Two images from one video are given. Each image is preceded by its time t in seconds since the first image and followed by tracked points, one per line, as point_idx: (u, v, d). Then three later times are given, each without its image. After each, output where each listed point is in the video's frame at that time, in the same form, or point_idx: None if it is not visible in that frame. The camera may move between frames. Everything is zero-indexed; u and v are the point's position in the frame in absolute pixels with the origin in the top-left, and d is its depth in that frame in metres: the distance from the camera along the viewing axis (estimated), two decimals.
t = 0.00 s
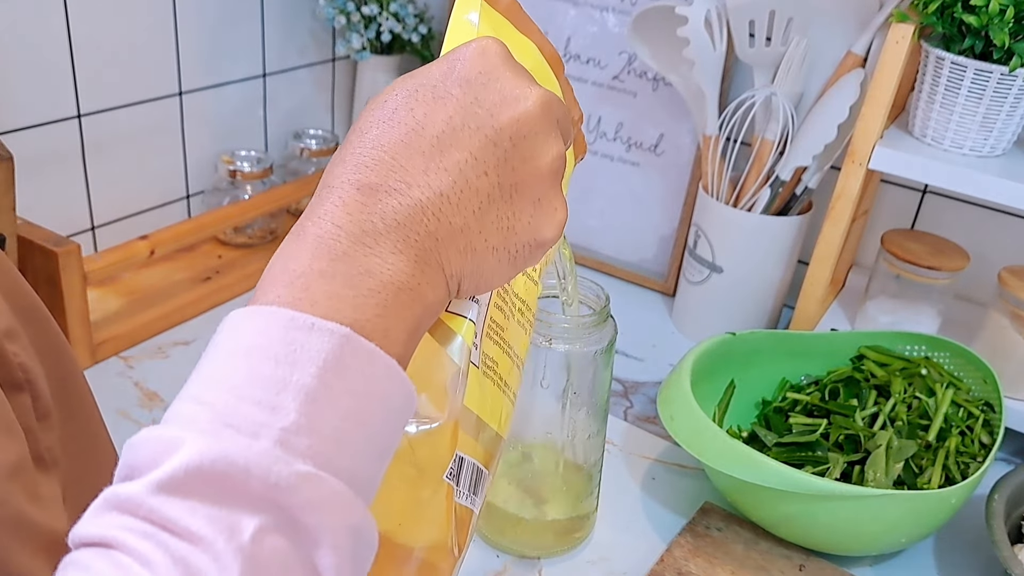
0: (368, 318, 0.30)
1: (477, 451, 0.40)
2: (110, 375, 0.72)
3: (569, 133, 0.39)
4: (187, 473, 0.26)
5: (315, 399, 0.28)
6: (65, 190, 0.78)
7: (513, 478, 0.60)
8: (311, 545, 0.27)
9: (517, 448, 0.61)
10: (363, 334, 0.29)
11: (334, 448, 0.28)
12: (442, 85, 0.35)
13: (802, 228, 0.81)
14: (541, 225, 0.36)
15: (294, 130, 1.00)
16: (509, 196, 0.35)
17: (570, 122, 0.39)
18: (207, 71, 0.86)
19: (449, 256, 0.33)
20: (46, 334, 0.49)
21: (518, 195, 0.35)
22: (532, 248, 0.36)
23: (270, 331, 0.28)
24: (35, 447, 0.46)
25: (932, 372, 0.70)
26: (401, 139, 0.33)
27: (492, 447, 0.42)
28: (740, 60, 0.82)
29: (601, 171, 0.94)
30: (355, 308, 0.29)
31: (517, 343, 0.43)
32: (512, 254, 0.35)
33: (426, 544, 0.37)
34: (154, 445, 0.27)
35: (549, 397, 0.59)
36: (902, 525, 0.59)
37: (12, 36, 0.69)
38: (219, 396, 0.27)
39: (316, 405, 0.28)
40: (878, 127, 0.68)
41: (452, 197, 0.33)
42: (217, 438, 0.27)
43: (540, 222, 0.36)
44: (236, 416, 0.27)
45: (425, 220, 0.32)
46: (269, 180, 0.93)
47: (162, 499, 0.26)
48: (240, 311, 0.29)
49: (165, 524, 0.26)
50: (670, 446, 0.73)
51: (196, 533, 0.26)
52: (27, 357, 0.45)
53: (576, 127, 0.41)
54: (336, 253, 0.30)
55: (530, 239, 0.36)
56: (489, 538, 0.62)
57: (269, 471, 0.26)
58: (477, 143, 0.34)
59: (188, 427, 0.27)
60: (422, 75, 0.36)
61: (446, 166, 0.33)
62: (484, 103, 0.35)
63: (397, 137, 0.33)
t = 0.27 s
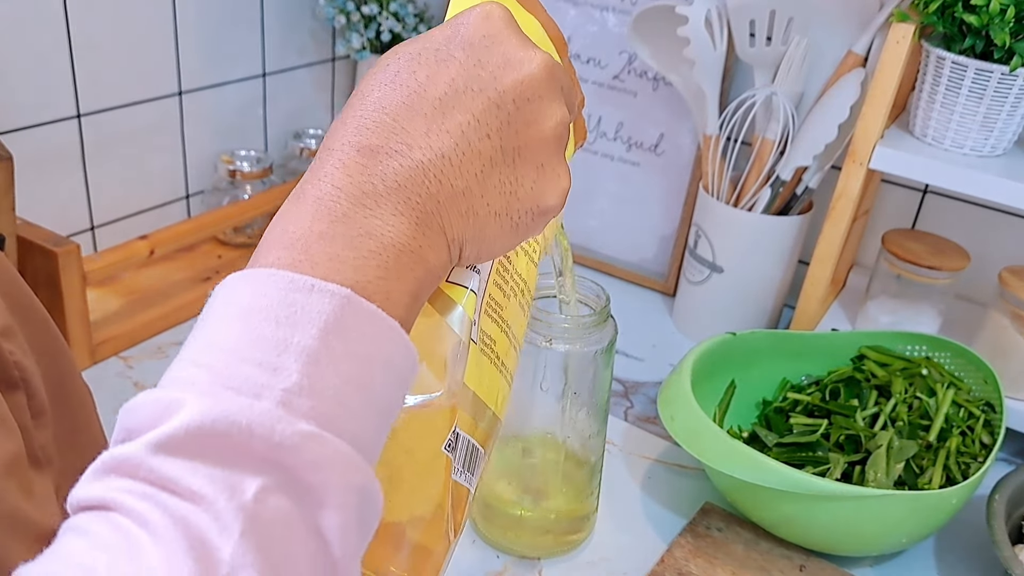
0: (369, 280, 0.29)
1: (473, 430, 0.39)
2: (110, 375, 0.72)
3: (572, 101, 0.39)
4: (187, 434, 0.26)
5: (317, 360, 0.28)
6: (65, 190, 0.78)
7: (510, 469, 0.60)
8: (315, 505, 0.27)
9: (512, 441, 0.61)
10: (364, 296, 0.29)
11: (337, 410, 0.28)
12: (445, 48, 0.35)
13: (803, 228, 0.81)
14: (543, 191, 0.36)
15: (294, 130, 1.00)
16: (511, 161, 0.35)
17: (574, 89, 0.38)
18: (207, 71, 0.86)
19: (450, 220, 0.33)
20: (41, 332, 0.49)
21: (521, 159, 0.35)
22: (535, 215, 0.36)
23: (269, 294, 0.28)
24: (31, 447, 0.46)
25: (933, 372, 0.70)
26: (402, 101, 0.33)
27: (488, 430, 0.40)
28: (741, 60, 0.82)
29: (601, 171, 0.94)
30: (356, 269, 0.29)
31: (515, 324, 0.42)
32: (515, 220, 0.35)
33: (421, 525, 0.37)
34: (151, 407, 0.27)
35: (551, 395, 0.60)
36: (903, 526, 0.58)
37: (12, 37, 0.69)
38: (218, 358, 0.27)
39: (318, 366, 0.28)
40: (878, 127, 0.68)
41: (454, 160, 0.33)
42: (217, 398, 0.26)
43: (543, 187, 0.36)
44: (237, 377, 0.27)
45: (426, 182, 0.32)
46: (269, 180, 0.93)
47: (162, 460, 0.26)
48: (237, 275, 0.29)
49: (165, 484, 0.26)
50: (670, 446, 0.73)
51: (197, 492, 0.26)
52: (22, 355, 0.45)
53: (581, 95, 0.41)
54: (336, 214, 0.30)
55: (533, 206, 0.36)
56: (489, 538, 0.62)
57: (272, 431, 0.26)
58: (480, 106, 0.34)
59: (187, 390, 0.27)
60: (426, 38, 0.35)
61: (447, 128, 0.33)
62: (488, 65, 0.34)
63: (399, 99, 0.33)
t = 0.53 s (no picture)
0: (366, 253, 0.30)
1: (466, 412, 0.40)
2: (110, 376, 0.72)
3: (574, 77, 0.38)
4: (184, 405, 0.26)
5: (314, 333, 0.28)
6: (65, 190, 0.78)
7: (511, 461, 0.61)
8: (314, 478, 0.27)
9: (512, 438, 0.62)
10: (361, 268, 0.29)
11: (336, 383, 0.28)
12: (445, 21, 0.35)
13: (803, 228, 0.81)
14: (543, 167, 0.36)
15: (294, 130, 1.00)
16: (510, 135, 0.34)
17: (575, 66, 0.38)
18: (208, 71, 0.86)
19: (447, 193, 0.33)
20: (40, 330, 0.49)
21: (521, 133, 0.35)
22: (534, 191, 0.36)
23: (265, 267, 0.28)
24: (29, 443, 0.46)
25: (934, 372, 0.70)
26: (400, 73, 0.33)
27: (484, 414, 0.42)
28: (741, 60, 0.82)
29: (601, 171, 0.94)
30: (352, 241, 0.29)
31: (513, 313, 0.44)
32: (513, 196, 0.35)
33: (413, 512, 0.37)
34: (145, 380, 0.27)
35: (552, 394, 0.60)
36: (903, 525, 0.58)
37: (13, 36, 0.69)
38: (214, 331, 0.27)
39: (315, 339, 0.27)
40: (878, 127, 0.68)
41: (452, 133, 0.33)
42: (215, 370, 0.26)
43: (543, 162, 0.36)
44: (234, 349, 0.27)
45: (422, 154, 0.32)
46: (269, 180, 0.93)
47: (157, 432, 0.26)
48: (233, 250, 0.29)
49: (161, 457, 0.26)
50: (671, 446, 0.73)
51: (192, 464, 0.26)
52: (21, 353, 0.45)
53: (583, 70, 0.40)
54: (333, 186, 0.30)
55: (532, 181, 0.35)
56: (490, 538, 0.61)
57: (270, 403, 0.26)
58: (479, 78, 0.34)
59: (183, 363, 0.27)
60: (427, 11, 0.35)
61: (445, 101, 0.33)
62: (488, 38, 0.34)
63: (397, 71, 0.33)
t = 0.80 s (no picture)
0: (348, 236, 0.30)
1: (453, 405, 0.40)
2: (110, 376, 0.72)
3: (564, 67, 0.39)
4: (155, 388, 0.26)
5: (292, 316, 0.27)
6: (66, 190, 0.78)
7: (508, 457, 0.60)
8: (290, 462, 0.27)
9: (511, 434, 0.61)
10: (342, 252, 0.29)
11: (313, 365, 0.28)
12: (435, 6, 0.35)
13: (804, 228, 0.81)
14: (531, 154, 0.36)
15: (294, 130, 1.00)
16: (498, 122, 0.34)
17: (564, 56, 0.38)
18: (208, 71, 0.86)
19: (432, 178, 0.33)
20: (37, 329, 0.53)
21: (509, 120, 0.35)
22: (521, 178, 0.36)
23: (242, 250, 0.28)
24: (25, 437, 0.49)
25: (934, 372, 0.70)
26: (388, 57, 0.33)
27: (471, 409, 0.42)
28: (741, 60, 0.82)
29: (601, 171, 0.94)
30: (334, 225, 0.29)
31: (503, 307, 0.45)
32: (500, 183, 0.35)
33: (397, 507, 0.37)
34: (115, 363, 0.27)
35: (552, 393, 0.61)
36: (903, 526, 0.58)
37: (13, 37, 0.69)
38: (187, 314, 0.27)
39: (292, 323, 0.27)
40: (878, 128, 0.68)
41: (439, 117, 0.32)
42: (187, 353, 0.26)
43: (531, 150, 0.36)
44: (208, 332, 0.26)
45: (408, 138, 0.32)
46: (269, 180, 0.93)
47: (127, 415, 0.26)
48: (209, 234, 0.29)
49: (130, 440, 0.26)
50: (670, 446, 0.73)
51: (162, 446, 0.26)
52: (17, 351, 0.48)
53: (573, 60, 0.40)
54: (316, 169, 0.30)
55: (519, 168, 0.35)
56: (489, 539, 0.62)
57: (244, 385, 0.26)
58: (468, 64, 0.34)
59: (153, 345, 0.26)
60: None
61: (433, 85, 0.33)
62: (478, 24, 0.34)
63: (385, 55, 0.33)
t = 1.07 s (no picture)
0: (334, 218, 0.29)
1: (444, 400, 0.40)
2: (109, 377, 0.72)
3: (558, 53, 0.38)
4: (133, 361, 0.25)
5: (274, 294, 0.27)
6: (64, 190, 0.78)
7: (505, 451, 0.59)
8: (270, 440, 0.27)
9: (511, 429, 0.60)
10: (328, 232, 0.29)
11: (296, 344, 0.27)
12: None
13: (806, 228, 0.80)
14: (523, 139, 0.35)
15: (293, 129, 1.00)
16: (491, 106, 0.34)
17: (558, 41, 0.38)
18: (207, 70, 0.86)
19: (422, 161, 0.32)
20: (26, 329, 0.55)
21: (501, 104, 0.34)
22: (514, 164, 0.35)
23: (225, 227, 0.28)
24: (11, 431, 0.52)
25: (936, 373, 0.70)
26: (379, 38, 0.32)
27: (463, 404, 0.42)
28: (742, 59, 0.82)
29: (602, 170, 0.93)
30: (319, 205, 0.29)
31: (495, 301, 0.44)
32: (492, 168, 0.35)
33: (384, 502, 0.37)
34: (94, 338, 0.26)
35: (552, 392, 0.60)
36: (905, 527, 0.58)
37: (11, 36, 0.69)
38: (168, 289, 0.27)
39: (274, 300, 0.27)
40: (879, 127, 0.68)
41: (429, 100, 0.32)
42: (168, 327, 0.26)
43: (524, 136, 0.35)
44: (188, 307, 0.26)
45: (398, 120, 0.31)
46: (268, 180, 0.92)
47: (105, 389, 0.26)
48: (193, 213, 0.29)
49: (108, 414, 0.26)
50: (671, 447, 0.73)
51: (138, 420, 0.26)
52: (7, 350, 0.51)
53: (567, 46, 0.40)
54: (303, 149, 0.30)
55: (512, 155, 0.35)
56: (489, 540, 0.61)
57: (224, 359, 0.26)
58: (461, 46, 0.33)
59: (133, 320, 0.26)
60: None
61: (424, 67, 0.32)
62: (471, 6, 0.34)
63: (376, 37, 0.32)
